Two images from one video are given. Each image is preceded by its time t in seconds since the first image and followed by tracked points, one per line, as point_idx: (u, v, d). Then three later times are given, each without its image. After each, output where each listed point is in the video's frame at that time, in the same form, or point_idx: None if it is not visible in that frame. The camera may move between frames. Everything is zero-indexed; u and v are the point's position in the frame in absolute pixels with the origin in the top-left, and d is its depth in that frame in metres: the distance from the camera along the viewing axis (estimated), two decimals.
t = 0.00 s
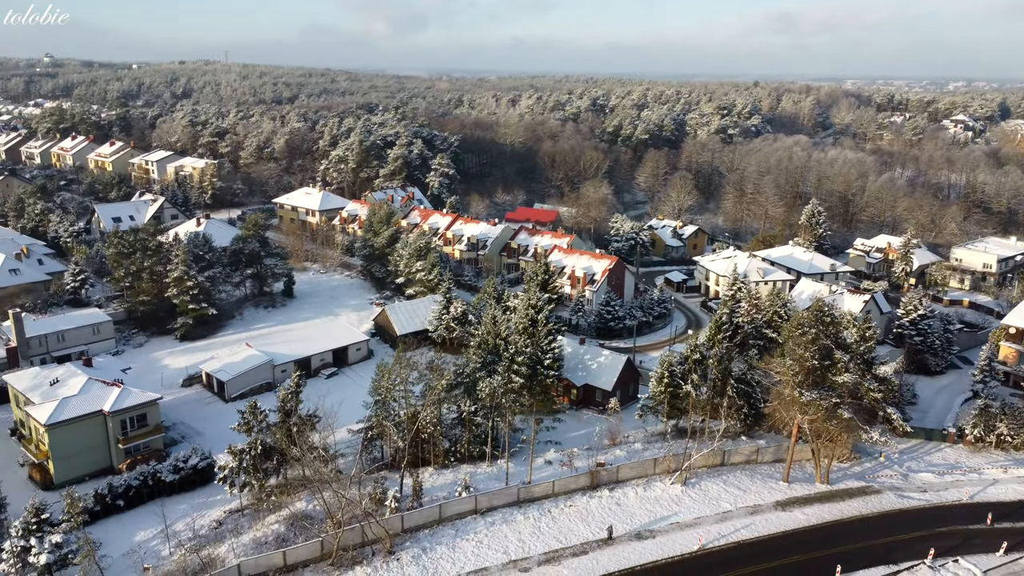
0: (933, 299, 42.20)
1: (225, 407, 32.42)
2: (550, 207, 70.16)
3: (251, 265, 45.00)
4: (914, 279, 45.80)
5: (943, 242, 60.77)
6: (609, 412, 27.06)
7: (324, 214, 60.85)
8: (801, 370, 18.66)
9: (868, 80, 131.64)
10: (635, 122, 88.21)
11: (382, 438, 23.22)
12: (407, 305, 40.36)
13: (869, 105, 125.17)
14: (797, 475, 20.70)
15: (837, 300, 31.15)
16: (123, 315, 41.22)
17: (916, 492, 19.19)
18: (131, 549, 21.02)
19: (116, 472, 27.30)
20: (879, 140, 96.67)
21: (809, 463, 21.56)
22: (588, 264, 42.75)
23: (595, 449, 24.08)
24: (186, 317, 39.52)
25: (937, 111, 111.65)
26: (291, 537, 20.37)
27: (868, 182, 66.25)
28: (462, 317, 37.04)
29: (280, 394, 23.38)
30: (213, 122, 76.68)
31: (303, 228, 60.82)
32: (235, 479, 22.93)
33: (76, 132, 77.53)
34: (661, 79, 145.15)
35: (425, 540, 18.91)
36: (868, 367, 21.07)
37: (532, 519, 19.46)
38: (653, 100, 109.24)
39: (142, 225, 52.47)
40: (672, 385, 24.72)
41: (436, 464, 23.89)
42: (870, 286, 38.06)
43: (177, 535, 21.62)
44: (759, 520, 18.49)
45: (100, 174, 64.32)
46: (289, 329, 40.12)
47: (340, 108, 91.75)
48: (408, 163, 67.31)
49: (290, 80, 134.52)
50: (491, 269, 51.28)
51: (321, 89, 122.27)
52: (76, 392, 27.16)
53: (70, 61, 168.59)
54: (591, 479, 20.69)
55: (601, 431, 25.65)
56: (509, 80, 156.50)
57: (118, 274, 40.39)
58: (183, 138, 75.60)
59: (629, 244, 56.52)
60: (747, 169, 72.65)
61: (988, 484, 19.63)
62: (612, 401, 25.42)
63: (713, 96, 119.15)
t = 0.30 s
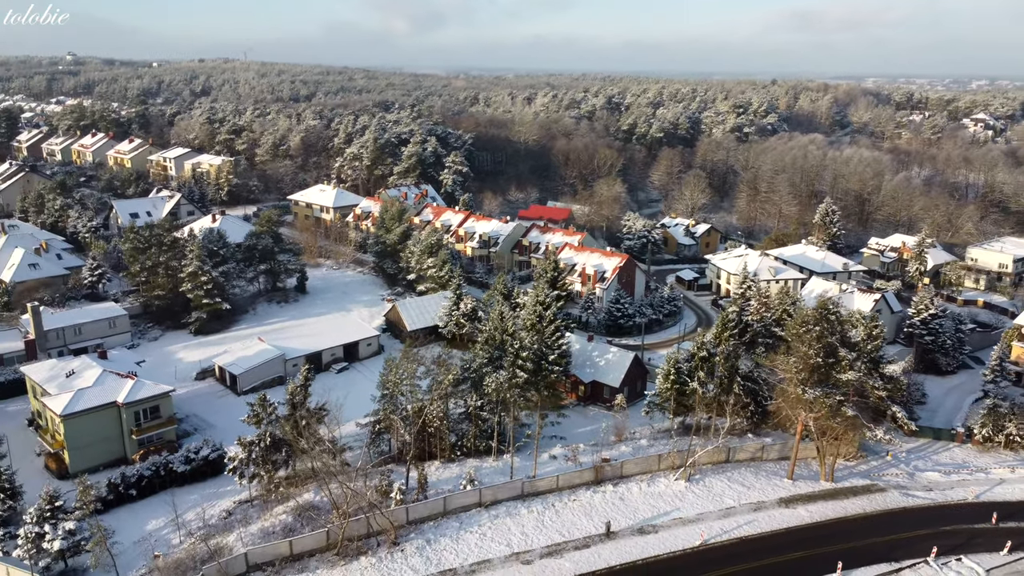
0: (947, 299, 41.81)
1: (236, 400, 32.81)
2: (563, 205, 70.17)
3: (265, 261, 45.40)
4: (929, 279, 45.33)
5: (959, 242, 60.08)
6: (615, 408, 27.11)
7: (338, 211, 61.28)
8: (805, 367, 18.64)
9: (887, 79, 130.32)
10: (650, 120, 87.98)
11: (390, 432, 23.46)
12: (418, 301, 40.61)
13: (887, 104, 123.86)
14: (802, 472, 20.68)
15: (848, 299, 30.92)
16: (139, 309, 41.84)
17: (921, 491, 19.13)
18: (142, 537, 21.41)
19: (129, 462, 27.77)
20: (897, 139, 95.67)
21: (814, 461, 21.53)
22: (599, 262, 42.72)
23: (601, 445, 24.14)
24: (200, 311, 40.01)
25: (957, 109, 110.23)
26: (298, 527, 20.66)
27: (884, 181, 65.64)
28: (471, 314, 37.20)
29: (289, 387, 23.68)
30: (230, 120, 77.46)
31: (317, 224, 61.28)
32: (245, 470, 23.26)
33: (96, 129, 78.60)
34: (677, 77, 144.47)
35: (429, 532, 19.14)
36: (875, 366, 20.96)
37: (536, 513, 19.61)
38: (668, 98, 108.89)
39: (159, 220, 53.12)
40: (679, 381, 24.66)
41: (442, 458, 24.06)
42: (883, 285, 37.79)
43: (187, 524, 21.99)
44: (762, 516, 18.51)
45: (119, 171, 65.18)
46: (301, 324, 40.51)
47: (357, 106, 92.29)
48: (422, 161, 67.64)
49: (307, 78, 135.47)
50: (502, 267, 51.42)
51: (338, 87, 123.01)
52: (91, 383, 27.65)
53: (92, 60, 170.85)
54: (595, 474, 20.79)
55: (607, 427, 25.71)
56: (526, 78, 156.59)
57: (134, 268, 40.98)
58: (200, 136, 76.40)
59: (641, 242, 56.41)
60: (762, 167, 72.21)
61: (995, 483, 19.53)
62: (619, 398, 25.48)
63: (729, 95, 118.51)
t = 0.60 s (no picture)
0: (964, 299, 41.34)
1: (250, 393, 33.27)
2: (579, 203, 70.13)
3: (281, 257, 46.06)
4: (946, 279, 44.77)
5: (979, 242, 59.26)
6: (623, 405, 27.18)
7: (355, 208, 61.69)
8: (813, 365, 18.54)
9: (910, 76, 128.84)
10: (668, 118, 87.63)
11: (400, 426, 23.69)
12: (431, 297, 40.85)
13: (909, 103, 122.39)
14: (809, 470, 20.64)
15: (861, 298, 30.63)
16: (157, 303, 42.47)
17: (929, 490, 19.06)
18: (155, 525, 21.84)
19: (145, 453, 28.28)
20: (919, 138, 94.45)
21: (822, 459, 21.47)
22: (612, 259, 42.66)
23: (609, 441, 24.20)
24: (217, 306, 40.58)
25: (980, 108, 108.57)
26: (307, 518, 20.97)
27: (903, 180, 64.95)
28: (483, 310, 37.34)
29: (300, 380, 23.97)
30: (249, 118, 78.25)
31: (334, 221, 61.77)
32: (257, 462, 23.61)
33: (118, 126, 79.70)
34: (696, 76, 143.66)
35: (436, 524, 19.36)
36: (884, 365, 20.80)
37: (542, 507, 19.75)
38: (687, 96, 108.40)
39: (178, 216, 53.82)
40: (687, 379, 24.58)
41: (451, 451, 24.26)
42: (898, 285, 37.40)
43: (200, 513, 22.39)
44: (767, 513, 18.52)
45: (140, 168, 66.10)
46: (315, 319, 40.89)
47: (375, 104, 92.83)
48: (438, 158, 67.96)
49: (328, 76, 136.51)
50: (516, 264, 51.53)
51: (357, 85, 123.86)
52: (108, 375, 28.19)
53: (116, 57, 173.22)
54: (601, 470, 20.88)
55: (616, 423, 25.76)
56: (545, 76, 156.50)
57: (153, 263, 41.62)
58: (220, 133, 77.22)
59: (656, 240, 56.24)
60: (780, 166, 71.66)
61: (1005, 483, 19.42)
62: (627, 394, 25.51)
63: (749, 93, 117.78)
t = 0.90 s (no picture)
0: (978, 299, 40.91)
1: (261, 387, 33.67)
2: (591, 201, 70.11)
3: (293, 253, 46.46)
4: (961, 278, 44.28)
5: (995, 242, 58.59)
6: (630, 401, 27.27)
7: (368, 205, 62.09)
8: (816, 363, 18.56)
9: (930, 74, 127.45)
10: (682, 117, 87.32)
11: (407, 420, 23.94)
12: (441, 293, 41.08)
13: (928, 101, 121.04)
14: (813, 468, 20.64)
15: (872, 297, 30.40)
16: (172, 298, 43.06)
17: (933, 489, 19.03)
18: (166, 514, 22.21)
19: (157, 444, 28.75)
20: (937, 136, 93.38)
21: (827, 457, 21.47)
22: (622, 257, 42.65)
23: (614, 437, 24.28)
24: (230, 301, 41.10)
25: (1001, 107, 107.10)
26: (314, 508, 21.25)
27: (918, 179, 64.34)
28: (493, 306, 37.48)
29: (309, 374, 24.26)
30: (266, 116, 78.93)
31: (347, 218, 62.20)
32: (266, 453, 23.95)
33: (138, 123, 80.71)
34: (713, 74, 142.94)
35: (440, 516, 19.59)
36: (890, 363, 20.75)
37: (546, 500, 19.90)
38: (702, 94, 107.92)
39: (194, 212, 54.45)
40: (693, 376, 24.58)
41: (457, 445, 24.48)
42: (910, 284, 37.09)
43: (210, 503, 22.76)
44: (770, 509, 18.55)
45: (157, 165, 66.95)
46: (326, 315, 41.28)
47: (390, 102, 93.31)
48: (451, 156, 68.26)
49: (344, 74, 137.32)
50: (527, 261, 51.66)
51: (374, 83, 124.47)
52: (122, 367, 28.66)
53: (137, 55, 175.29)
54: (605, 465, 20.98)
55: (622, 419, 25.85)
56: (562, 74, 156.42)
57: (168, 258, 42.21)
58: (237, 131, 78.00)
59: (667, 238, 56.09)
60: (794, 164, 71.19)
61: (1010, 483, 19.39)
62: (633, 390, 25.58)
63: (765, 91, 117.01)
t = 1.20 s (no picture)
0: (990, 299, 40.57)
1: (270, 380, 34.02)
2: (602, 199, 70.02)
3: (305, 249, 46.85)
4: (973, 278, 43.88)
5: (1009, 242, 57.97)
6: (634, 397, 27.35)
7: (380, 202, 62.41)
8: (818, 360, 18.60)
9: (948, 72, 126.03)
10: (695, 115, 87.05)
11: (413, 414, 24.13)
12: (449, 289, 41.29)
13: (944, 100, 119.81)
14: (816, 464, 20.65)
15: (880, 295, 30.18)
16: (185, 293, 43.57)
17: (936, 486, 19.06)
18: (175, 504, 22.59)
19: (168, 436, 29.18)
20: (954, 135, 92.42)
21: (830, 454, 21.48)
22: (631, 254, 42.61)
23: (618, 432, 24.37)
24: (242, 296, 41.53)
25: (1019, 105, 105.74)
26: (319, 499, 21.54)
27: (932, 178, 63.71)
28: (501, 303, 37.61)
29: (316, 367, 24.51)
30: (280, 113, 79.53)
31: (359, 215, 62.56)
32: (274, 445, 24.25)
33: (154, 121, 81.56)
34: (727, 72, 142.19)
35: (443, 508, 19.81)
36: (893, 360, 20.73)
37: (548, 494, 20.06)
38: (716, 93, 107.41)
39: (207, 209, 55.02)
40: (698, 372, 24.59)
41: (462, 439, 24.65)
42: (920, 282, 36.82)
43: (218, 493, 23.11)
44: (771, 504, 18.61)
45: (172, 162, 67.66)
46: (336, 310, 41.60)
47: (404, 100, 93.68)
48: (463, 154, 68.50)
49: (359, 72, 137.98)
50: (536, 258, 51.75)
51: (388, 81, 125.01)
52: (134, 360, 29.09)
53: (155, 54, 177.20)
54: (608, 459, 21.12)
55: (626, 415, 25.92)
56: (577, 72, 156.34)
57: (181, 254, 42.70)
58: (251, 128, 78.67)
59: (678, 236, 55.96)
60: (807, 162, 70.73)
61: (1014, 481, 19.39)
62: (638, 386, 25.67)
63: (780, 89, 116.41)
